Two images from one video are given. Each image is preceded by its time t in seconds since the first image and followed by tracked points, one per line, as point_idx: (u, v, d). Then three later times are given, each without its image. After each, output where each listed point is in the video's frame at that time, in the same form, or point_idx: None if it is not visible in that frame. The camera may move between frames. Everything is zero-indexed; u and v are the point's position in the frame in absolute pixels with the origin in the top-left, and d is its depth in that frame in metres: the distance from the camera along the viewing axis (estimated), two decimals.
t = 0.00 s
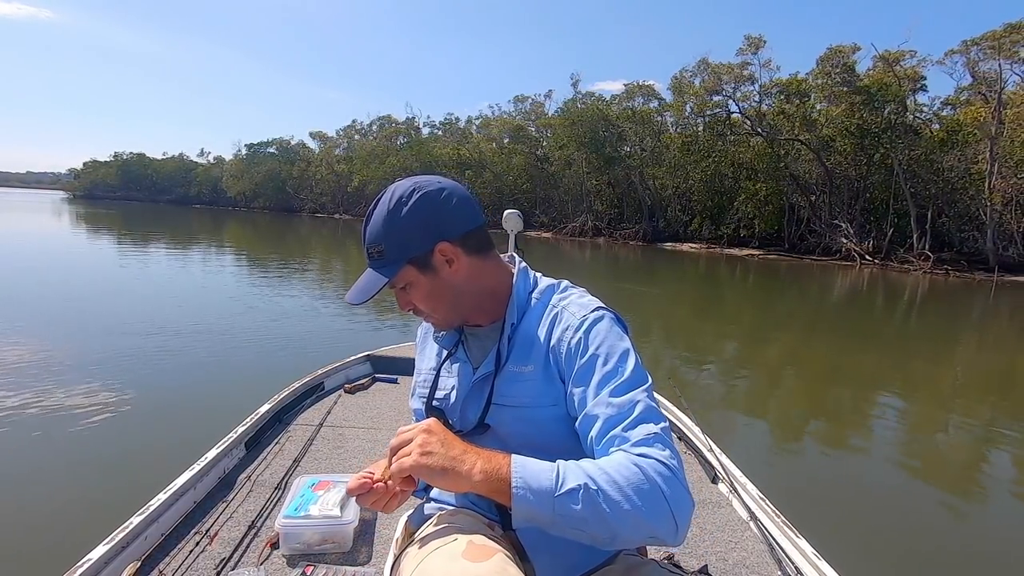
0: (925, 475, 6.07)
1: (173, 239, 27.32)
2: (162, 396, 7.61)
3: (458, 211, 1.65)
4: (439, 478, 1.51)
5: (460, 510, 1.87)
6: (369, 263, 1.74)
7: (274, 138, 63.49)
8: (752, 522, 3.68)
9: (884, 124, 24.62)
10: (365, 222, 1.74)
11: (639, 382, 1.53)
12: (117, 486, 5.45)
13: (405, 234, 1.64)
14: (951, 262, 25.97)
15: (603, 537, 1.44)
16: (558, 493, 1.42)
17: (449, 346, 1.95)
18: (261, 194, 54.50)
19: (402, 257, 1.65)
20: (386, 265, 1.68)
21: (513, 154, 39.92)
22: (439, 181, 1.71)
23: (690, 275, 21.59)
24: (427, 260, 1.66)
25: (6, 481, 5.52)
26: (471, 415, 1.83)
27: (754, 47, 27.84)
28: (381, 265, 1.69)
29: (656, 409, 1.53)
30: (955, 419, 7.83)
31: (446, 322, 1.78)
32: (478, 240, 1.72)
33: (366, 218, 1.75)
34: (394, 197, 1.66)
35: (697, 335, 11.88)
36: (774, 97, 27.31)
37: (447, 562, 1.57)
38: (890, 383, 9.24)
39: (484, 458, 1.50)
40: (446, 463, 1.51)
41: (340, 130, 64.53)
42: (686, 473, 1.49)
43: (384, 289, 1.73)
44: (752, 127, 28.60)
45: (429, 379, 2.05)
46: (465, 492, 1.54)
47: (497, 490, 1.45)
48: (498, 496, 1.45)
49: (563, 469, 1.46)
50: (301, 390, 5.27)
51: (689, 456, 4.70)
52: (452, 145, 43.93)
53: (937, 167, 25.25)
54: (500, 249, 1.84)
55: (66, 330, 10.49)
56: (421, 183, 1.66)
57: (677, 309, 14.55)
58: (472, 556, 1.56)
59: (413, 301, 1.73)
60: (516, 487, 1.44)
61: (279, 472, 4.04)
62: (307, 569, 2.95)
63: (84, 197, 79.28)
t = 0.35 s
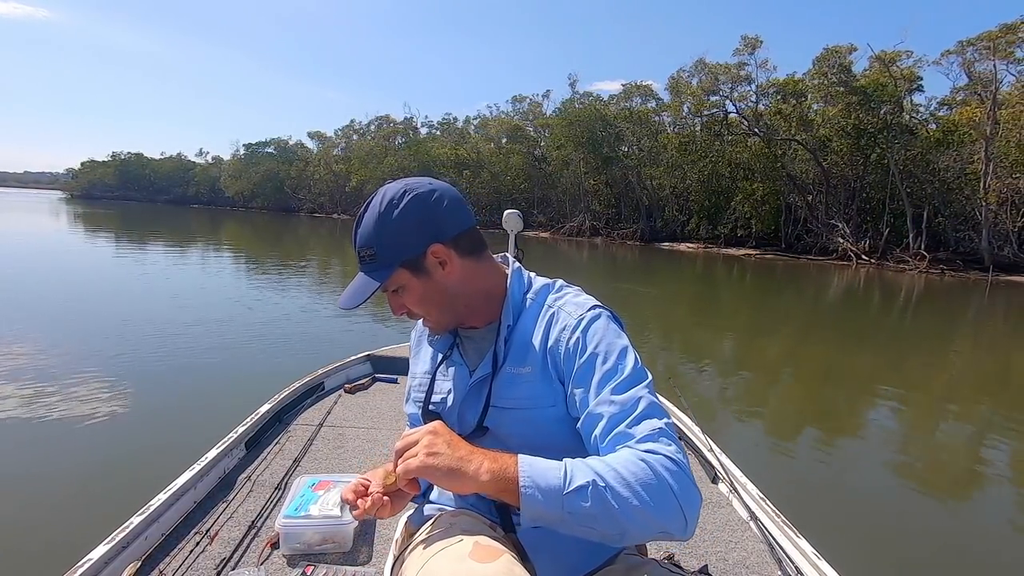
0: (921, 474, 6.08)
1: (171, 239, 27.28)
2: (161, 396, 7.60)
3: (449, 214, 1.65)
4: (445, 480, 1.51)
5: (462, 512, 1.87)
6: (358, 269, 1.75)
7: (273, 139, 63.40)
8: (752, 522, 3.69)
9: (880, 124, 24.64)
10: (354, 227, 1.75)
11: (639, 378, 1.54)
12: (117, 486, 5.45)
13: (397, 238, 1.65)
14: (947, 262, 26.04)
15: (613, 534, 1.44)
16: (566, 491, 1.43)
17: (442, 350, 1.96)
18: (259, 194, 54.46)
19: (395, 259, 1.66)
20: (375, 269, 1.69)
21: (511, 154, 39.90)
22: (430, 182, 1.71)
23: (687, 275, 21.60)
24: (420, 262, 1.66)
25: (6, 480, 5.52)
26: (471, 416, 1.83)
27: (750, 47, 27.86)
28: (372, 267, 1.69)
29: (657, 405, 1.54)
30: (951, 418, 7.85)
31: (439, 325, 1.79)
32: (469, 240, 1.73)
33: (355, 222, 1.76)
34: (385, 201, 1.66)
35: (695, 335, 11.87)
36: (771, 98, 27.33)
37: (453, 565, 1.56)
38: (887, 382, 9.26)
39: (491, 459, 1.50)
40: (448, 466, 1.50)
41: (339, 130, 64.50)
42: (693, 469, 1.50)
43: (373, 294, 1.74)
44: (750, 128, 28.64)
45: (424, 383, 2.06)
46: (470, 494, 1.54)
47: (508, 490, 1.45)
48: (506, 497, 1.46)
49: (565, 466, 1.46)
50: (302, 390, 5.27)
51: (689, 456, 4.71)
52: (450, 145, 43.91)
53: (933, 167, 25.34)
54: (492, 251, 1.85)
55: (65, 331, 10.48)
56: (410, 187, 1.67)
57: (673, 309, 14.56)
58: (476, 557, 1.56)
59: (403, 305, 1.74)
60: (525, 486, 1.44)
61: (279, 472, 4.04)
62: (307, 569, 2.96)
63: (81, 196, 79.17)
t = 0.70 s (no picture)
0: (917, 474, 6.09)
1: (169, 239, 27.24)
2: (160, 397, 7.61)
3: (451, 209, 1.67)
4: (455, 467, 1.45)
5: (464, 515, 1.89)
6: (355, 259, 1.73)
7: (270, 139, 63.37)
8: (753, 521, 3.70)
9: (876, 125, 24.64)
10: (351, 219, 1.74)
11: (643, 373, 1.54)
12: (116, 487, 5.45)
13: (398, 229, 1.65)
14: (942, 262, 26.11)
15: (633, 524, 1.43)
16: (587, 474, 1.41)
17: (440, 352, 1.98)
18: (257, 193, 54.45)
19: (395, 251, 1.65)
20: (373, 261, 1.68)
21: (509, 155, 39.89)
22: (432, 178, 1.73)
23: (684, 275, 21.59)
24: (421, 254, 1.66)
25: (6, 481, 5.52)
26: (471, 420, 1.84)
27: (746, 48, 27.92)
28: (369, 259, 1.68)
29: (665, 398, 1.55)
30: (947, 417, 7.87)
31: (436, 322, 1.78)
32: (470, 237, 1.75)
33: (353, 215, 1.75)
34: (387, 191, 1.67)
35: (692, 334, 11.88)
36: (767, 98, 27.40)
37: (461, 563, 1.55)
38: (883, 381, 9.28)
39: (505, 442, 1.46)
40: (456, 450, 1.45)
41: (337, 130, 64.50)
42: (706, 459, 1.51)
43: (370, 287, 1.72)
44: (746, 128, 28.69)
45: (420, 386, 2.07)
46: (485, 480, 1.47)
47: (520, 478, 1.41)
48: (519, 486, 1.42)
49: (583, 454, 1.44)
50: (302, 391, 5.27)
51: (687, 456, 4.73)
52: (448, 145, 43.91)
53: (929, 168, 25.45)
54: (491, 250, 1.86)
55: (64, 330, 10.48)
56: (414, 179, 1.68)
57: (669, 309, 14.56)
58: (482, 553, 1.57)
59: (400, 300, 1.73)
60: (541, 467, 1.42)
61: (279, 472, 4.04)
62: (307, 569, 2.96)
63: (79, 196, 79.12)
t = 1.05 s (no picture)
0: (913, 474, 6.09)
1: (166, 238, 27.18)
2: (156, 397, 7.60)
3: (483, 195, 1.75)
4: (568, 439, 1.27)
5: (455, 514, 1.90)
6: (376, 231, 1.77)
7: (268, 138, 63.29)
8: (753, 522, 3.72)
9: (871, 125, 24.65)
10: (376, 197, 1.81)
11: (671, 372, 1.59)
12: (115, 487, 5.45)
13: (428, 206, 1.69)
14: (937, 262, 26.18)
15: (704, 510, 1.40)
16: (676, 450, 1.37)
17: (444, 350, 2.01)
18: (254, 193, 54.39)
19: (427, 228, 1.68)
20: (395, 231, 1.72)
21: (507, 154, 39.87)
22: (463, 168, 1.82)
23: (682, 275, 21.61)
24: (453, 236, 1.69)
25: (4, 482, 5.52)
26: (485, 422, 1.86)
27: (742, 49, 27.95)
28: (389, 229, 1.72)
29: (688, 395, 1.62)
30: (944, 417, 7.88)
31: (450, 305, 1.74)
32: (495, 231, 1.80)
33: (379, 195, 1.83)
34: (421, 168, 1.72)
35: (690, 334, 11.88)
36: (763, 99, 27.47)
37: (445, 568, 1.57)
38: (879, 381, 9.30)
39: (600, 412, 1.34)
40: (579, 419, 1.28)
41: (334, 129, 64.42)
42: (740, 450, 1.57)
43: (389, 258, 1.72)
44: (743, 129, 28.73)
45: (420, 384, 2.07)
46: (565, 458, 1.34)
47: (613, 454, 1.32)
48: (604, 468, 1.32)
49: (664, 432, 1.41)
50: (302, 391, 5.28)
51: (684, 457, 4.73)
52: (445, 145, 43.86)
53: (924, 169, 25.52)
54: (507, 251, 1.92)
55: (61, 331, 10.47)
56: (442, 158, 1.75)
57: (665, 309, 14.55)
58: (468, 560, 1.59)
59: (421, 273, 1.69)
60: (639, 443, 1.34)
61: (279, 472, 4.04)
62: (308, 569, 2.96)
63: (76, 195, 79.01)
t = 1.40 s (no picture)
0: (908, 475, 6.09)
1: (163, 238, 27.13)
2: (153, 398, 7.58)
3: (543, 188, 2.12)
4: (636, 485, 1.34)
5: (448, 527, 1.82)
6: (477, 164, 1.90)
7: (266, 138, 63.28)
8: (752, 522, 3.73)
9: (868, 126, 24.61)
10: (470, 137, 1.94)
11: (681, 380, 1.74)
12: (114, 487, 5.45)
13: (523, 168, 1.98)
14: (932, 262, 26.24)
15: (741, 530, 1.49)
16: (725, 479, 1.46)
17: (450, 347, 2.07)
18: (252, 193, 54.33)
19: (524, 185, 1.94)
20: (500, 173, 1.91)
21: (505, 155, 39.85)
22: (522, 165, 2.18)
23: (679, 275, 21.64)
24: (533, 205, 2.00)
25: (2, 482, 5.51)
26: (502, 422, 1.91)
27: (739, 49, 27.99)
28: (497, 168, 1.90)
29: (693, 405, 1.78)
30: (939, 417, 7.90)
31: (517, 266, 1.95)
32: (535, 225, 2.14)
33: (463, 140, 1.96)
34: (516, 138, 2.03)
35: (687, 334, 11.90)
36: (760, 100, 27.63)
37: None
38: (875, 381, 9.32)
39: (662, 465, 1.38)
40: (649, 467, 1.34)
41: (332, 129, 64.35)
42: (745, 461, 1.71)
43: (489, 200, 1.89)
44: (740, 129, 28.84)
45: (418, 384, 2.05)
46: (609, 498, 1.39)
47: (670, 499, 1.40)
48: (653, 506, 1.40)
49: (706, 459, 1.49)
50: (301, 390, 5.28)
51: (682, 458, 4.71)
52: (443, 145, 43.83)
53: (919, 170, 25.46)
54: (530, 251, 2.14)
55: (58, 331, 10.46)
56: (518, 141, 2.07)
57: (662, 308, 14.58)
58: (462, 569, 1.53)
59: (516, 226, 1.92)
60: (694, 477, 1.43)
61: (278, 472, 4.04)
62: (307, 569, 2.96)
63: (74, 194, 78.88)
